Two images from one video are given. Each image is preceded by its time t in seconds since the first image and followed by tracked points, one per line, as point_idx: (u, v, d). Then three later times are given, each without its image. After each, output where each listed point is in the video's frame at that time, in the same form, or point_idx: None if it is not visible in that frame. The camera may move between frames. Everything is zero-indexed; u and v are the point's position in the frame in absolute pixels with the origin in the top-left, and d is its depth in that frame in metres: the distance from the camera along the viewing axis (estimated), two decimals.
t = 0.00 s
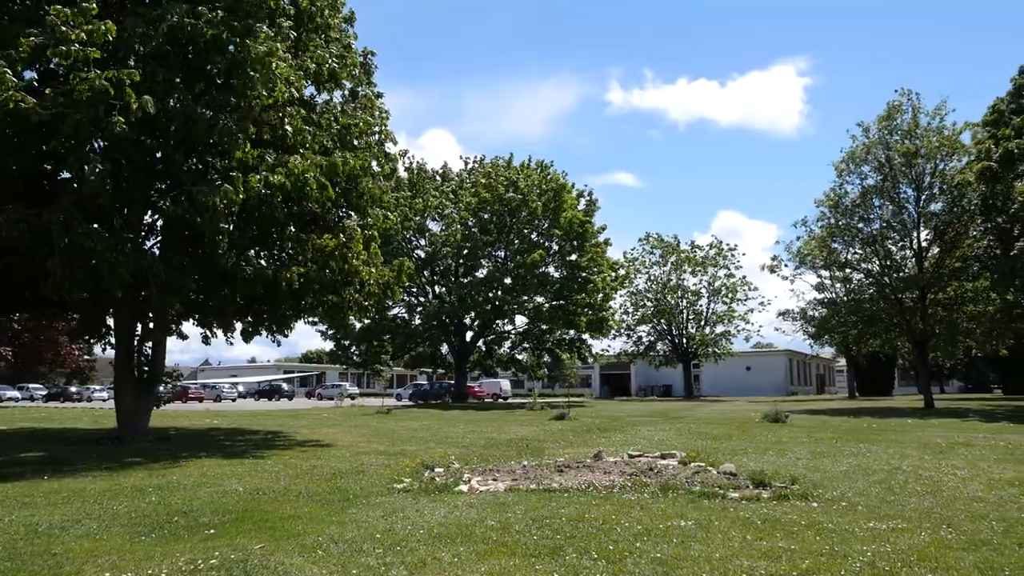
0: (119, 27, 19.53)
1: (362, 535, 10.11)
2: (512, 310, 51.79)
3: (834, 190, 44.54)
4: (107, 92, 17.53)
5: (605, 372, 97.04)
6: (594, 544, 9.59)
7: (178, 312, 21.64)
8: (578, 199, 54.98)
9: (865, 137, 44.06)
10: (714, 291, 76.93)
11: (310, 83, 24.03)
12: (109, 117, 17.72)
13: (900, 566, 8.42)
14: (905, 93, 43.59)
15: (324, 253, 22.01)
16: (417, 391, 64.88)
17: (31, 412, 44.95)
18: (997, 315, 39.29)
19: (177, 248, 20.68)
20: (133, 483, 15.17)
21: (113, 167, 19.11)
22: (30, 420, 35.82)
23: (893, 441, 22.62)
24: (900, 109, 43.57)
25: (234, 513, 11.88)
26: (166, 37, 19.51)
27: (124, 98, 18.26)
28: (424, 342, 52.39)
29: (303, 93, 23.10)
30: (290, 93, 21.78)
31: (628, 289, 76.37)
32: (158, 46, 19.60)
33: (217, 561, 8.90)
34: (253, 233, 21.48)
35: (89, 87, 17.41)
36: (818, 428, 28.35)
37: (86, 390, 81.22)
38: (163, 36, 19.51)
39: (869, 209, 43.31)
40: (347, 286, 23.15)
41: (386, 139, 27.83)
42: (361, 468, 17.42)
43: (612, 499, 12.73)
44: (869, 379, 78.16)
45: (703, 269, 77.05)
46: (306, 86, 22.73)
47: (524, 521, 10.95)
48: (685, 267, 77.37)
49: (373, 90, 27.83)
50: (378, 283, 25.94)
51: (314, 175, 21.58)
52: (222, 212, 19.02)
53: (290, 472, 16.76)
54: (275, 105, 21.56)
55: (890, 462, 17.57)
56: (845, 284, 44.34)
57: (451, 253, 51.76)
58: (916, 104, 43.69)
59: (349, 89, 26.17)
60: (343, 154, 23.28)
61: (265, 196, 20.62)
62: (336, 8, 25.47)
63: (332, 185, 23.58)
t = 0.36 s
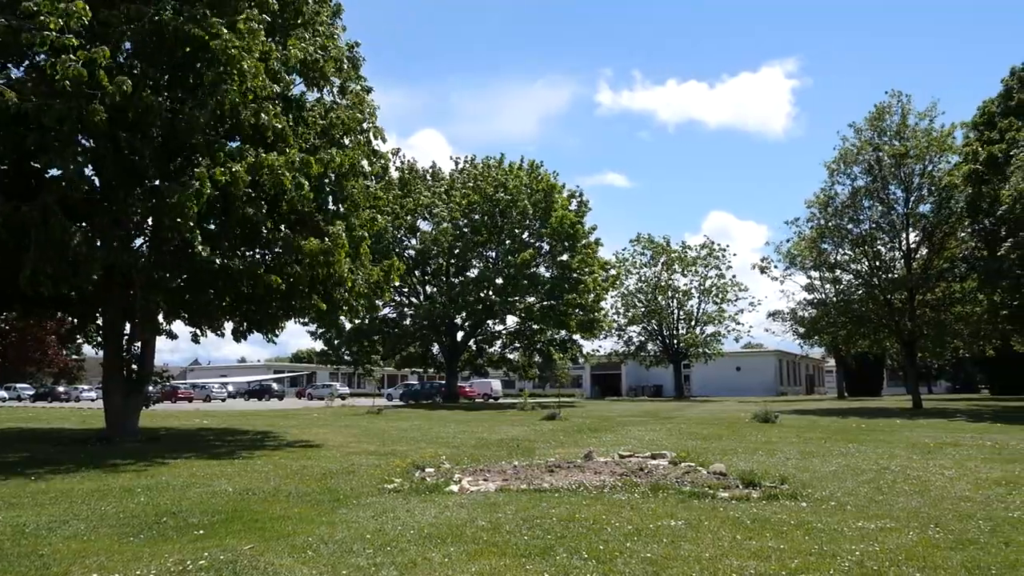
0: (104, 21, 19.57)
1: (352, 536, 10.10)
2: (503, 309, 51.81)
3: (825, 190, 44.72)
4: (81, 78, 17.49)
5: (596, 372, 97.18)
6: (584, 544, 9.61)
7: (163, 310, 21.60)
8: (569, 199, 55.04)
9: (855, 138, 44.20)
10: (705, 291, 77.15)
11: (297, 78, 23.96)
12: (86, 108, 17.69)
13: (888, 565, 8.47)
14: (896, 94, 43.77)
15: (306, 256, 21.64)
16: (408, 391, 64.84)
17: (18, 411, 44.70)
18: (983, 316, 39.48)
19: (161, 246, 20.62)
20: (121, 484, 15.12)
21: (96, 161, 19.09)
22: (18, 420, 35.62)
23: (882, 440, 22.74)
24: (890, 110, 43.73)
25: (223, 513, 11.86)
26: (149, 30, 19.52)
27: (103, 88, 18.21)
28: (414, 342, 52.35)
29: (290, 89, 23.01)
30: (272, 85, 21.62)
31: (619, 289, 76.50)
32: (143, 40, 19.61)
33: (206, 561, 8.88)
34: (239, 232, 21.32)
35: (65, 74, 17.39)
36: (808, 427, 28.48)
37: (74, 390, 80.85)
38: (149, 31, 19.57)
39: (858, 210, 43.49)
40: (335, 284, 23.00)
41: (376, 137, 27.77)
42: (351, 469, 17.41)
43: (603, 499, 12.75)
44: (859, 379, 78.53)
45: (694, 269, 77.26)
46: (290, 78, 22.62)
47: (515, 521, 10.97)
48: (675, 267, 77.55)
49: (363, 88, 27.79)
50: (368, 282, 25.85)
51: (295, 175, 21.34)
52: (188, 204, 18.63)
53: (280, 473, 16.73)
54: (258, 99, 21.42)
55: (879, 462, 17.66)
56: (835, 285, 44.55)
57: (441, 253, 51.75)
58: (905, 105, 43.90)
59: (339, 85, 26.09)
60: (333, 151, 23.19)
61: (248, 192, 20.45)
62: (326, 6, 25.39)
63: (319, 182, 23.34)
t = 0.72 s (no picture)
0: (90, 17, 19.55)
1: (339, 536, 10.08)
2: (491, 309, 51.79)
3: (813, 191, 44.94)
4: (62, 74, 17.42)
5: (585, 372, 97.32)
6: (572, 544, 9.64)
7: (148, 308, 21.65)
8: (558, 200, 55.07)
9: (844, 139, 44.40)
10: (692, 292, 77.39)
11: (285, 75, 23.93)
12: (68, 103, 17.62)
13: (872, 565, 8.53)
14: (884, 95, 43.98)
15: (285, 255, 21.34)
16: (396, 391, 64.80)
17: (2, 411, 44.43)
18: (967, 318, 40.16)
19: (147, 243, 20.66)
20: (107, 484, 15.04)
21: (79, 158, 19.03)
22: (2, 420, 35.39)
23: (867, 441, 22.87)
24: (879, 112, 43.93)
25: (210, 514, 11.82)
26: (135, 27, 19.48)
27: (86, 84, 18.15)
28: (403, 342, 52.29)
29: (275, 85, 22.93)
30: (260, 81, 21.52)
31: (607, 289, 76.63)
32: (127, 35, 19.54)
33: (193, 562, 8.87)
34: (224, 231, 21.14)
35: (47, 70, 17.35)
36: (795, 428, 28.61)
37: (59, 390, 80.39)
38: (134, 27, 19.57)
39: (845, 211, 43.73)
40: (322, 284, 22.87)
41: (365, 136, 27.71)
42: (339, 469, 17.38)
43: (590, 499, 12.78)
44: (845, 379, 78.91)
45: (682, 270, 77.45)
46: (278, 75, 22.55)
47: (503, 521, 10.99)
48: (664, 267, 77.73)
49: (352, 86, 27.71)
50: (356, 282, 25.73)
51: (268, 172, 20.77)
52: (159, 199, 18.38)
53: (267, 473, 16.69)
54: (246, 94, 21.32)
55: (864, 461, 17.78)
56: (821, 286, 44.79)
57: (430, 253, 51.70)
58: (893, 107, 44.14)
59: (326, 82, 25.98)
60: (322, 150, 23.11)
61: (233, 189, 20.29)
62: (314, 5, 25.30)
63: (303, 178, 23.11)
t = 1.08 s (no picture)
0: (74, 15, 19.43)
1: (324, 538, 10.07)
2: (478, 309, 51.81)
3: (800, 192, 45.20)
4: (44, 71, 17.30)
5: (571, 372, 97.51)
6: (558, 544, 9.66)
7: (132, 306, 21.52)
8: (546, 200, 55.16)
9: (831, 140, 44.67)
10: (679, 293, 77.68)
11: (273, 74, 23.88)
12: (50, 101, 17.53)
13: (855, 564, 8.59)
14: (871, 97, 44.29)
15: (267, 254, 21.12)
16: (383, 391, 64.78)
17: None
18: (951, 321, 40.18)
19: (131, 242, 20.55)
20: (90, 484, 14.95)
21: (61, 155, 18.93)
22: None
23: (852, 441, 23.02)
24: (866, 114, 44.22)
25: (194, 514, 11.79)
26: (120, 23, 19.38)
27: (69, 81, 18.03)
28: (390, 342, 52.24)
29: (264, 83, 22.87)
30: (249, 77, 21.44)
31: (594, 290, 76.80)
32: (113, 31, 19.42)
33: (177, 564, 8.84)
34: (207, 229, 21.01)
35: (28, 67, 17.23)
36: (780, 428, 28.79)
37: (43, 389, 79.86)
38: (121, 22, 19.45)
39: (831, 212, 43.99)
40: (308, 283, 22.80)
41: (352, 135, 27.69)
42: (325, 469, 17.35)
43: (577, 499, 12.83)
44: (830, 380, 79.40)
45: (669, 271, 77.72)
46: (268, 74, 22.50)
47: (489, 521, 11.01)
48: (651, 268, 77.96)
49: (339, 84, 27.64)
50: (343, 283, 25.67)
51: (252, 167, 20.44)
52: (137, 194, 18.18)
53: (253, 474, 16.65)
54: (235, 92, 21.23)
55: (848, 461, 17.90)
56: (807, 287, 45.10)
57: (417, 252, 51.68)
58: (880, 109, 44.46)
59: (314, 81, 25.90)
60: (309, 148, 23.03)
61: (216, 187, 20.21)
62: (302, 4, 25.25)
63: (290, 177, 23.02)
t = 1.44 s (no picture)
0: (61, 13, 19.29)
1: (310, 538, 10.04)
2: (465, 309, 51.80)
3: (785, 193, 45.44)
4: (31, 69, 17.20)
5: (558, 372, 97.60)
6: (544, 544, 9.68)
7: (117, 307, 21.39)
8: (533, 200, 55.23)
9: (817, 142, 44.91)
10: (666, 294, 77.91)
11: (261, 72, 23.81)
12: (36, 99, 17.42)
13: (839, 563, 8.66)
14: (856, 99, 44.56)
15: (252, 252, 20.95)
16: (370, 390, 64.66)
17: None
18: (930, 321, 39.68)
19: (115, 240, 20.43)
20: (72, 485, 14.84)
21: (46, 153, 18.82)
22: None
23: (836, 441, 23.16)
24: (851, 116, 44.49)
25: (178, 515, 11.73)
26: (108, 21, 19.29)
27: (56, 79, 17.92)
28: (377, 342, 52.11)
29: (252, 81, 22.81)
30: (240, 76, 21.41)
31: (582, 290, 76.91)
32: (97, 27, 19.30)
33: (159, 565, 8.80)
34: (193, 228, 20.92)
35: (14, 65, 17.11)
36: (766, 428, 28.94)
37: (26, 389, 79.22)
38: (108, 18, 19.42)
39: (816, 213, 44.26)
40: (295, 283, 22.76)
41: (339, 134, 27.62)
42: (311, 470, 17.30)
43: (563, 499, 12.86)
44: (816, 381, 79.83)
45: (656, 271, 77.93)
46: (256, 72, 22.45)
47: (476, 521, 11.03)
48: (638, 268, 78.13)
49: (325, 83, 27.56)
50: (328, 283, 25.56)
51: (243, 163, 20.34)
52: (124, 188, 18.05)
53: (237, 474, 16.60)
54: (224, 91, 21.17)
55: (832, 461, 17.99)
56: (792, 288, 45.34)
57: (405, 253, 51.60)
58: (865, 111, 44.75)
59: (300, 79, 25.80)
60: (297, 147, 22.95)
61: (204, 186, 20.13)
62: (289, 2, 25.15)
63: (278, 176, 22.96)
